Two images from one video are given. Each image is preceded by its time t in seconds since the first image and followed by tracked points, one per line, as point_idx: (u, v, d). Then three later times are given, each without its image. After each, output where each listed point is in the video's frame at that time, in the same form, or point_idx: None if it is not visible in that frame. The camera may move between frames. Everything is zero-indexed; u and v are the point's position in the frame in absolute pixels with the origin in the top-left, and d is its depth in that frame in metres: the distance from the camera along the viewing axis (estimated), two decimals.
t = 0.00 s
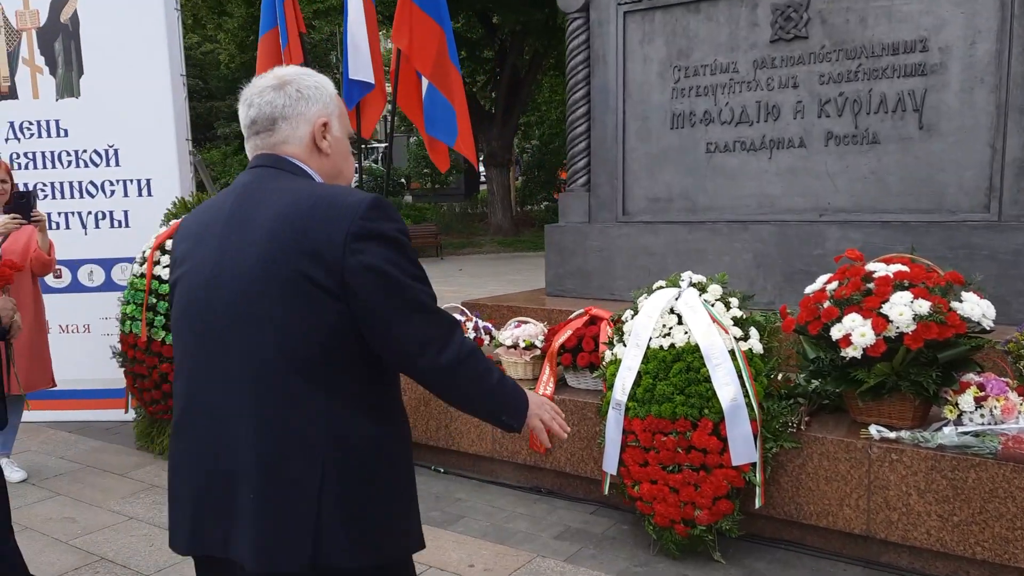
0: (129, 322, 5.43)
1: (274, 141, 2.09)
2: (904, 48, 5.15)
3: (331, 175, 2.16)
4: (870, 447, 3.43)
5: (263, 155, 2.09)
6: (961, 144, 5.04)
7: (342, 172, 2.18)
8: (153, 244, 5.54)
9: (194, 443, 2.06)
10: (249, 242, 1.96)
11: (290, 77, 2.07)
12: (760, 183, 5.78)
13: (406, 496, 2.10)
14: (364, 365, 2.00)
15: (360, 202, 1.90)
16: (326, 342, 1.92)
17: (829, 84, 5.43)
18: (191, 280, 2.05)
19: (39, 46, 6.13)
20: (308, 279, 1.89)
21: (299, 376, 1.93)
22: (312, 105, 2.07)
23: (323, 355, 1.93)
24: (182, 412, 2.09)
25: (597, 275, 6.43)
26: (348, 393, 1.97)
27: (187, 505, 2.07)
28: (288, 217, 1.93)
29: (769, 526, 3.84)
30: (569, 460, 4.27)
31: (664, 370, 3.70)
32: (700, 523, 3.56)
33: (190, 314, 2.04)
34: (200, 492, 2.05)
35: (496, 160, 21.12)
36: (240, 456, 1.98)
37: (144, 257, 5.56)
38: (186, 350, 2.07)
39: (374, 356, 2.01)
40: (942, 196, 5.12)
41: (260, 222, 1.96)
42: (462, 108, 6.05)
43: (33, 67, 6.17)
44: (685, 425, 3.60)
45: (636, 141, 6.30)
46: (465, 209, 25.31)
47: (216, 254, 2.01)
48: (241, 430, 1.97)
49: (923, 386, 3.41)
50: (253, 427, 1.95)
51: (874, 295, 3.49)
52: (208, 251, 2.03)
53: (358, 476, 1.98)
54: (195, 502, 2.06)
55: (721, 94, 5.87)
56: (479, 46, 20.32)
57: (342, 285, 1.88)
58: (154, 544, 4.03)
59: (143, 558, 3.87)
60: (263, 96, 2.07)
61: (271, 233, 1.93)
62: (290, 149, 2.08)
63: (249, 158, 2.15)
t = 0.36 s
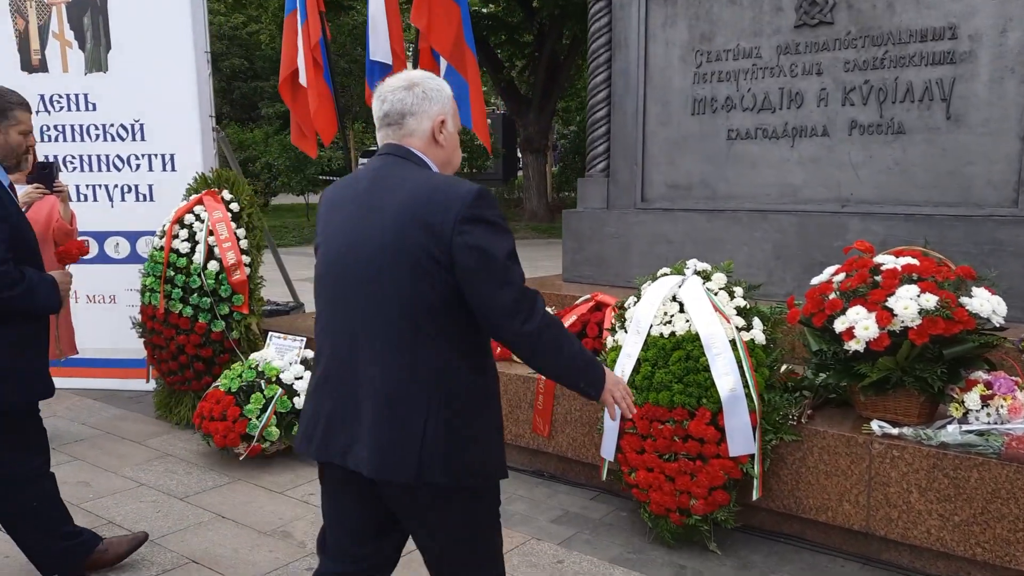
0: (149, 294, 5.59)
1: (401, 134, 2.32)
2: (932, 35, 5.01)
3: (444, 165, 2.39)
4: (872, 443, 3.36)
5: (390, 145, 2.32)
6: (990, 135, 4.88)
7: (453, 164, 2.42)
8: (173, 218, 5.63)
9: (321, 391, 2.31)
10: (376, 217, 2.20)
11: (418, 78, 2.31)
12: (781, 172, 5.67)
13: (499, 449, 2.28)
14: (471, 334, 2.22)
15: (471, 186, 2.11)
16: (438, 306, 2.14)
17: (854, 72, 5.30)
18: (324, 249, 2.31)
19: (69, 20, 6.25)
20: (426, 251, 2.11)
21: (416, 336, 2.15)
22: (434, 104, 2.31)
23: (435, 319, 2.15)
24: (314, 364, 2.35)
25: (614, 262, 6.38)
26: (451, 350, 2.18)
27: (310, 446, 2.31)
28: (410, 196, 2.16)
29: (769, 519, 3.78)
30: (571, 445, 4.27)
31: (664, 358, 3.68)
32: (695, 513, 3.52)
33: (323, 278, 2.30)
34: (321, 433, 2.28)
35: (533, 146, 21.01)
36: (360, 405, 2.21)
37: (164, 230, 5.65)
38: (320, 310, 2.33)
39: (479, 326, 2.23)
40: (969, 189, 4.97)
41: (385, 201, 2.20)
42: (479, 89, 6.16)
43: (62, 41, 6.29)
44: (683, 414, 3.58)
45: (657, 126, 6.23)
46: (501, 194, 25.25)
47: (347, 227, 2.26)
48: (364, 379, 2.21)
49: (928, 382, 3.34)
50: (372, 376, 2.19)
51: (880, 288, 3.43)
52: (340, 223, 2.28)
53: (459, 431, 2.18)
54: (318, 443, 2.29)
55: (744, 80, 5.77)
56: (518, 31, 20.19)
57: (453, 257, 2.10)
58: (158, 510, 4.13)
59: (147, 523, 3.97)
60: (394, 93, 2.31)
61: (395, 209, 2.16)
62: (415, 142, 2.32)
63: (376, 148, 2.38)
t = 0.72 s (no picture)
0: (163, 275, 5.67)
1: (505, 123, 2.75)
2: (948, 28, 4.96)
3: (537, 149, 2.83)
4: (867, 435, 3.36)
5: (495, 132, 2.76)
6: (1004, 130, 4.83)
7: (544, 149, 2.85)
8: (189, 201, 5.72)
9: (442, 338, 2.78)
10: (491, 196, 2.65)
11: (518, 75, 2.72)
12: (793, 164, 5.64)
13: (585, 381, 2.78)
14: (569, 288, 2.72)
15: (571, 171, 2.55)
16: (545, 267, 2.62)
17: (868, 65, 5.26)
18: (444, 221, 2.77)
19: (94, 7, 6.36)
20: (535, 224, 2.57)
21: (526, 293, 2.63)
22: (531, 98, 2.73)
23: (542, 279, 2.63)
24: (433, 316, 2.83)
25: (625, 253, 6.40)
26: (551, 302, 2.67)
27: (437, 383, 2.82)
28: (520, 177, 2.61)
29: (766, 509, 3.80)
30: (571, 432, 4.31)
31: (663, 348, 3.69)
32: (690, 501, 3.55)
33: (444, 245, 2.76)
34: (445, 373, 2.78)
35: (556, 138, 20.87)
36: (479, 347, 2.70)
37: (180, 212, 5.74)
38: (439, 271, 2.79)
39: (573, 280, 2.72)
40: (982, 184, 4.92)
41: (499, 182, 2.64)
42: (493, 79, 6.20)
43: (88, 28, 6.40)
44: (679, 403, 3.60)
45: (670, 118, 6.22)
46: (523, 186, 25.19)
47: (465, 203, 2.72)
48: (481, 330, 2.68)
49: (925, 376, 3.33)
50: (487, 323, 2.67)
51: (880, 281, 3.42)
52: (459, 199, 2.74)
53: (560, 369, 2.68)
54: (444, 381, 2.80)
55: (758, 72, 5.74)
56: (543, 21, 20.12)
57: (556, 229, 2.56)
58: (165, 486, 4.23)
59: (153, 498, 4.07)
60: (497, 89, 2.73)
61: (507, 190, 2.61)
62: (515, 130, 2.74)
63: (483, 136, 2.82)
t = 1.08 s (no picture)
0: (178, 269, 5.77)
1: (575, 135, 3.11)
2: (956, 27, 4.96)
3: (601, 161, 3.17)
4: (863, 428, 3.39)
5: (566, 141, 3.11)
6: (1011, 128, 4.82)
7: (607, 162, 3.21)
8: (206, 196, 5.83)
9: (523, 317, 3.03)
10: (571, 188, 2.97)
11: (587, 98, 3.13)
12: (800, 162, 5.65)
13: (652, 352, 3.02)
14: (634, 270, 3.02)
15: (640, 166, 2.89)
16: (618, 249, 2.93)
17: (876, 63, 5.26)
18: (528, 212, 3.06)
19: (116, 7, 6.49)
20: (609, 212, 2.88)
21: (603, 271, 2.92)
22: (598, 115, 3.11)
23: (615, 258, 2.92)
24: (514, 298, 3.08)
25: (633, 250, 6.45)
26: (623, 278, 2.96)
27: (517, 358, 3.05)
28: (596, 171, 2.94)
29: (765, 502, 3.84)
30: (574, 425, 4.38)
31: (663, 341, 3.75)
32: (687, 493, 3.60)
33: (527, 233, 3.05)
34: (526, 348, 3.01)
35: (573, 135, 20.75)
36: (559, 320, 2.94)
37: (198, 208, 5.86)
38: (522, 256, 3.07)
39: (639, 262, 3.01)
40: (988, 181, 4.92)
41: (579, 174, 2.97)
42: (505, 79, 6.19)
43: (111, 27, 6.53)
44: (679, 395, 3.66)
45: (680, 115, 6.25)
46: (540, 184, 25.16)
47: (547, 196, 3.02)
48: (561, 305, 2.93)
49: (921, 369, 3.37)
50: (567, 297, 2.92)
51: (878, 276, 3.45)
52: (542, 192, 3.05)
53: (632, 340, 2.92)
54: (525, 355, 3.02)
55: (766, 70, 5.75)
56: (560, 20, 20.11)
57: (628, 213, 2.88)
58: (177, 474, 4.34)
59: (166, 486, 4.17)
60: (569, 108, 3.12)
61: (587, 181, 2.93)
62: (584, 141, 3.10)
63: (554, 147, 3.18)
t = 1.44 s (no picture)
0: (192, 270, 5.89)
1: (653, 151, 3.36)
2: (960, 28, 4.97)
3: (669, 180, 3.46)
4: (859, 426, 3.43)
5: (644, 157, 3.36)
6: (1015, 129, 4.83)
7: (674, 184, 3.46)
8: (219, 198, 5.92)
9: (605, 298, 3.15)
10: (661, 192, 3.21)
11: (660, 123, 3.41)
12: (806, 163, 5.67)
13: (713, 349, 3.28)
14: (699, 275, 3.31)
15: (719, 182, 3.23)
16: (698, 248, 3.19)
17: (881, 65, 5.27)
18: (614, 205, 3.25)
19: (132, 14, 6.64)
20: (697, 216, 3.16)
21: (689, 264, 3.15)
22: (670, 137, 3.38)
23: (696, 258, 3.18)
24: (594, 282, 3.20)
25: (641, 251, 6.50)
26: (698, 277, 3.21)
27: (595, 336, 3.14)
28: (683, 181, 3.22)
29: (764, 499, 3.88)
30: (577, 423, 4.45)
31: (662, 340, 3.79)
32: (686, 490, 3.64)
33: (614, 223, 3.22)
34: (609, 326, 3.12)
35: (589, 137, 20.72)
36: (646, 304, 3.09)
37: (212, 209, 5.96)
38: (607, 242, 3.22)
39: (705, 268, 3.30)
40: (993, 183, 4.92)
41: (668, 182, 3.23)
42: (512, 81, 6.26)
43: (127, 33, 6.68)
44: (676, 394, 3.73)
45: (686, 117, 6.29)
46: (556, 186, 25.16)
47: (634, 196, 3.23)
48: (652, 289, 3.10)
49: (917, 368, 3.40)
50: (655, 284, 3.10)
51: (874, 276, 3.48)
52: (628, 190, 3.26)
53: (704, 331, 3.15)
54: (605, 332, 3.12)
55: (772, 72, 5.78)
56: (577, 22, 20.28)
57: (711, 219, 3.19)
58: (188, 469, 4.44)
59: (176, 481, 4.27)
60: (647, 130, 3.38)
61: (676, 187, 3.20)
62: (660, 157, 3.36)
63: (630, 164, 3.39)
